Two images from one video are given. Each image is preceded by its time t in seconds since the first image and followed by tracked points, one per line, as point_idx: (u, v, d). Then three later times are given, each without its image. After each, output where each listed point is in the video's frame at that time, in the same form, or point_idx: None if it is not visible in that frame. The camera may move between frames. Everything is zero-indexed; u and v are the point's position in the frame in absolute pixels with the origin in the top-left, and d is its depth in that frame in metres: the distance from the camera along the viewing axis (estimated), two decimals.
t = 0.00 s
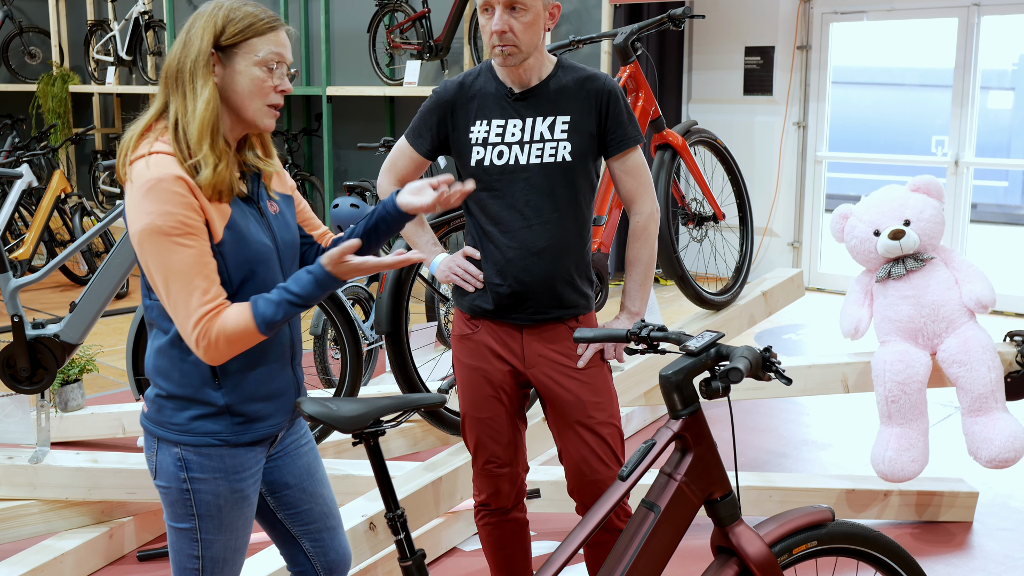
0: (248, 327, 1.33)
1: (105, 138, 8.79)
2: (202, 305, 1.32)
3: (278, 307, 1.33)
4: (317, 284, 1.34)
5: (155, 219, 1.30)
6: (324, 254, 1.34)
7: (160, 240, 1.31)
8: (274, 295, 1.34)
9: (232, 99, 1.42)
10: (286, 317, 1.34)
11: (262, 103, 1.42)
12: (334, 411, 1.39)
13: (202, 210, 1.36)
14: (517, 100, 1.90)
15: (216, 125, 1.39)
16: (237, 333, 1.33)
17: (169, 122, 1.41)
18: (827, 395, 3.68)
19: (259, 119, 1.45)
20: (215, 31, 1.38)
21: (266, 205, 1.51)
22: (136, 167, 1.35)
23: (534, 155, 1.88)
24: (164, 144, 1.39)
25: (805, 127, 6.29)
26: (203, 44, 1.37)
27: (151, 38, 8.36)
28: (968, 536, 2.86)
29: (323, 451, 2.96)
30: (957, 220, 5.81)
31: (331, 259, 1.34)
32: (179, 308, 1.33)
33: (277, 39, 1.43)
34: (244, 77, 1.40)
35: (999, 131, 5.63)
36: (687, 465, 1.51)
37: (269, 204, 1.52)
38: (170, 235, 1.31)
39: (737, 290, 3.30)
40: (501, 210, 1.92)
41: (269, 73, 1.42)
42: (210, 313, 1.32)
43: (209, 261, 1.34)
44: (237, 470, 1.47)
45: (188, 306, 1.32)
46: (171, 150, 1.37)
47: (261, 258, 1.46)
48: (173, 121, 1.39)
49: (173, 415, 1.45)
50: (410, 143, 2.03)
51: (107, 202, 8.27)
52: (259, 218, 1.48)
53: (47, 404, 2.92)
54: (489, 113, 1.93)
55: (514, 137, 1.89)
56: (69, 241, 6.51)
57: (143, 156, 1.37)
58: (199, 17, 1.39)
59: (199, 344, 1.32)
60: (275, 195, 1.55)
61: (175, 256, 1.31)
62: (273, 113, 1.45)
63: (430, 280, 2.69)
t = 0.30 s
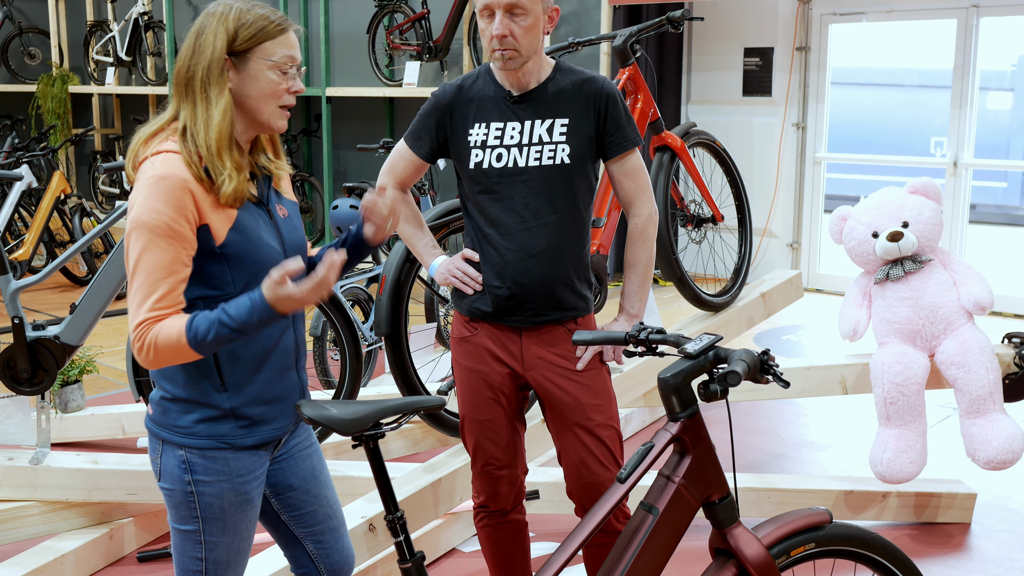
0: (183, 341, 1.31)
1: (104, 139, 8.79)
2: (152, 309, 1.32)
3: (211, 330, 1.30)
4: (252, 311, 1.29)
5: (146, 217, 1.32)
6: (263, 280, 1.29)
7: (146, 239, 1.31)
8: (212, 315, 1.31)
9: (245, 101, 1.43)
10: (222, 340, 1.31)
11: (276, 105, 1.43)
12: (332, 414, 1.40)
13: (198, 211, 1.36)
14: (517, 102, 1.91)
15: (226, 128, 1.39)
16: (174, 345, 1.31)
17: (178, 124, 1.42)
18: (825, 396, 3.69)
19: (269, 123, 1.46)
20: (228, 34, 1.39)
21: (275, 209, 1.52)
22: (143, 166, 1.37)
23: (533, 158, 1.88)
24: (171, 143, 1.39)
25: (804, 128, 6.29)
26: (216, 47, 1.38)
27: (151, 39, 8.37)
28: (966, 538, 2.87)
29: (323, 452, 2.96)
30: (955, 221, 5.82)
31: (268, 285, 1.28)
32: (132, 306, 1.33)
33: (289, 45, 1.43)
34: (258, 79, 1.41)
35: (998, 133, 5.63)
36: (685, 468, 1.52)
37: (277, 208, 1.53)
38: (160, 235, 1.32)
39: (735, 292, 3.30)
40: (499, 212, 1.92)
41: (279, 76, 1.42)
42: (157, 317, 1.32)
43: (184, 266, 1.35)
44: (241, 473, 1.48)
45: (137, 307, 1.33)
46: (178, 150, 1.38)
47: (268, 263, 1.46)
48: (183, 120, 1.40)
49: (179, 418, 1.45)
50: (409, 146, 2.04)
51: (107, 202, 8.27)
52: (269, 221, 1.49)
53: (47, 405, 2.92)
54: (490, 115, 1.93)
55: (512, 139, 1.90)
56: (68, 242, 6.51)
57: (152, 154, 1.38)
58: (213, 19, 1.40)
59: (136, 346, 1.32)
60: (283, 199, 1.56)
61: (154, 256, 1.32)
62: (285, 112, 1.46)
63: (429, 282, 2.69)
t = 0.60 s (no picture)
0: (216, 353, 1.39)
1: (104, 140, 8.80)
2: (178, 322, 1.35)
3: (254, 344, 1.44)
4: (295, 331, 1.48)
5: (165, 226, 1.32)
6: (309, 312, 1.53)
7: (170, 250, 1.31)
8: (252, 332, 1.44)
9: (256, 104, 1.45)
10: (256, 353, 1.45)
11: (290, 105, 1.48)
12: (331, 415, 1.40)
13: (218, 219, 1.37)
14: (516, 105, 1.92)
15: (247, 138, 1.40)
16: (204, 356, 1.38)
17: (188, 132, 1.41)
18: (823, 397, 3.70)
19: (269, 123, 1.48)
20: (245, 42, 1.39)
21: (281, 211, 1.52)
22: (159, 174, 1.36)
23: (531, 161, 1.89)
24: (185, 152, 1.39)
25: (804, 129, 6.30)
26: (235, 56, 1.38)
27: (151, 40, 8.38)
28: (963, 538, 2.88)
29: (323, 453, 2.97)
30: (954, 222, 5.83)
31: (311, 313, 1.53)
32: (155, 318, 1.34)
33: (289, 47, 1.46)
34: (277, 80, 1.45)
35: (997, 133, 5.64)
36: (682, 469, 1.53)
37: (283, 210, 1.53)
38: (182, 246, 1.32)
39: (734, 293, 3.30)
40: (498, 214, 1.93)
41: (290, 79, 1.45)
42: (186, 330, 1.35)
43: (199, 274, 1.35)
44: (247, 474, 1.49)
45: (163, 320, 1.34)
46: (192, 157, 1.38)
47: (276, 267, 1.47)
48: (199, 129, 1.39)
49: (185, 418, 1.46)
50: (407, 148, 2.05)
51: (107, 203, 8.28)
52: (277, 224, 1.50)
53: (47, 405, 2.93)
54: (490, 118, 1.94)
55: (511, 142, 1.91)
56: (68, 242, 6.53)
57: (168, 162, 1.37)
58: (226, 24, 1.39)
59: (165, 358, 1.34)
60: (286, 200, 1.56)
61: (177, 266, 1.32)
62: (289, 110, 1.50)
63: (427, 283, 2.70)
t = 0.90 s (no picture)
0: (223, 354, 1.41)
1: (105, 141, 8.82)
2: (186, 324, 1.35)
3: (259, 345, 1.46)
4: (298, 334, 1.50)
5: (172, 229, 1.32)
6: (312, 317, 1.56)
7: (178, 252, 1.32)
8: (256, 333, 1.46)
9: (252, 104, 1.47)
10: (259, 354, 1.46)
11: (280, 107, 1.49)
12: (328, 415, 1.41)
13: (224, 220, 1.38)
14: (513, 106, 1.93)
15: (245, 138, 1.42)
16: (211, 357, 1.39)
17: (187, 133, 1.42)
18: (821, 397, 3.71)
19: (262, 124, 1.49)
20: (241, 43, 1.41)
21: (279, 211, 1.53)
22: (161, 177, 1.36)
23: (529, 162, 1.90)
24: (187, 154, 1.39)
25: (803, 131, 6.31)
26: (233, 58, 1.40)
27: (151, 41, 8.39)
28: (960, 538, 2.89)
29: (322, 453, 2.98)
30: (953, 222, 5.84)
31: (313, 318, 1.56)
32: (164, 320, 1.34)
33: (281, 47, 1.48)
34: (271, 80, 1.47)
35: (997, 134, 5.65)
36: (677, 469, 1.54)
37: (281, 210, 1.55)
38: (188, 247, 1.33)
39: (732, 294, 3.31)
40: (497, 216, 1.94)
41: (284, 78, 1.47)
42: (194, 331, 1.37)
43: (205, 275, 1.36)
44: (251, 473, 1.50)
45: (173, 323, 1.35)
46: (195, 159, 1.38)
47: (279, 267, 1.49)
48: (201, 131, 1.40)
49: (189, 418, 1.47)
50: (406, 150, 2.06)
51: (107, 204, 8.30)
52: (277, 223, 1.51)
53: (48, 405, 2.94)
54: (488, 119, 1.95)
55: (509, 144, 1.92)
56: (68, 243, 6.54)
57: (170, 164, 1.37)
58: (225, 26, 1.40)
59: (174, 359, 1.35)
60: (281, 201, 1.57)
61: (184, 268, 1.33)
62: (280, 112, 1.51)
63: (426, 284, 2.71)
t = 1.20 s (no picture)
0: (234, 347, 1.43)
1: (106, 141, 8.83)
2: (197, 321, 1.37)
3: (269, 335, 1.48)
4: (304, 319, 1.53)
5: (171, 228, 1.34)
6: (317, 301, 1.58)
7: (179, 251, 1.34)
8: (263, 323, 1.48)
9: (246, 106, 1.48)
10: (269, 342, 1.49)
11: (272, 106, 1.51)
12: (326, 413, 1.42)
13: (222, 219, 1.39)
14: (509, 107, 1.95)
15: (239, 138, 1.44)
16: (225, 350, 1.41)
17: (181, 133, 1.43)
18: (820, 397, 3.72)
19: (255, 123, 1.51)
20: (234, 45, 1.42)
21: (274, 210, 1.54)
22: (156, 177, 1.38)
23: (526, 163, 1.92)
24: (182, 155, 1.41)
25: (803, 131, 6.32)
26: (222, 58, 1.41)
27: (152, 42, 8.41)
28: (957, 538, 2.90)
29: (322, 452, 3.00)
30: (952, 223, 5.86)
31: (318, 301, 1.59)
32: (173, 319, 1.36)
33: (274, 49, 1.49)
34: (264, 81, 1.48)
35: (997, 135, 5.66)
36: (672, 467, 1.55)
37: (276, 209, 1.56)
38: (187, 245, 1.34)
39: (730, 294, 3.32)
40: (494, 216, 1.96)
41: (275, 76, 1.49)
42: (205, 327, 1.38)
43: (210, 273, 1.38)
44: (248, 471, 1.51)
45: (181, 321, 1.36)
46: (190, 159, 1.40)
47: (274, 266, 1.50)
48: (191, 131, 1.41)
49: (187, 416, 1.49)
50: (404, 150, 2.07)
51: (108, 204, 8.31)
52: (271, 222, 1.52)
53: (48, 405, 2.95)
54: (484, 120, 1.96)
55: (506, 144, 1.93)
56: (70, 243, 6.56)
57: (164, 165, 1.39)
58: (217, 27, 1.42)
59: (189, 356, 1.37)
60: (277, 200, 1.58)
61: (187, 267, 1.34)
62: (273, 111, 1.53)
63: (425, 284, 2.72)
